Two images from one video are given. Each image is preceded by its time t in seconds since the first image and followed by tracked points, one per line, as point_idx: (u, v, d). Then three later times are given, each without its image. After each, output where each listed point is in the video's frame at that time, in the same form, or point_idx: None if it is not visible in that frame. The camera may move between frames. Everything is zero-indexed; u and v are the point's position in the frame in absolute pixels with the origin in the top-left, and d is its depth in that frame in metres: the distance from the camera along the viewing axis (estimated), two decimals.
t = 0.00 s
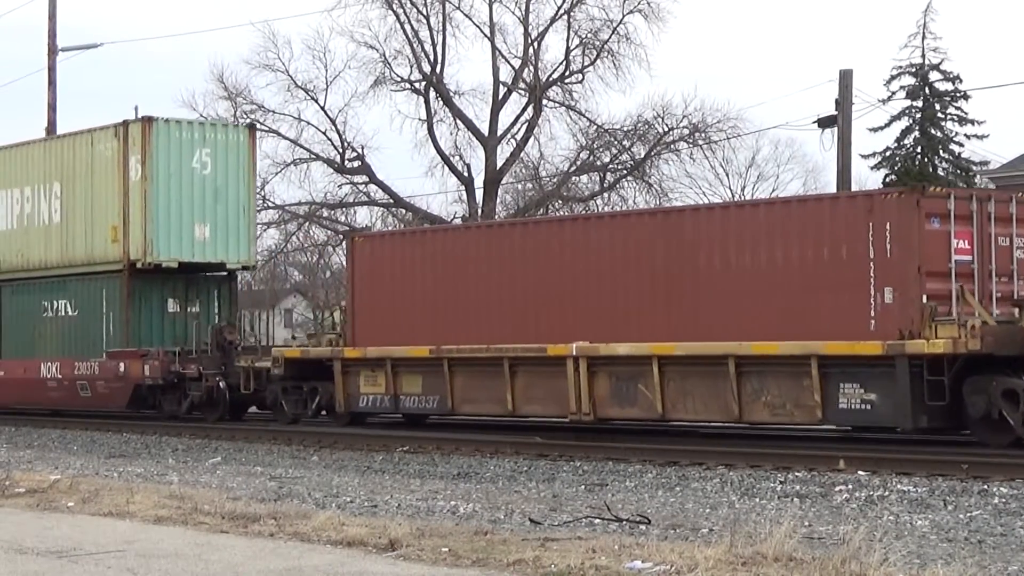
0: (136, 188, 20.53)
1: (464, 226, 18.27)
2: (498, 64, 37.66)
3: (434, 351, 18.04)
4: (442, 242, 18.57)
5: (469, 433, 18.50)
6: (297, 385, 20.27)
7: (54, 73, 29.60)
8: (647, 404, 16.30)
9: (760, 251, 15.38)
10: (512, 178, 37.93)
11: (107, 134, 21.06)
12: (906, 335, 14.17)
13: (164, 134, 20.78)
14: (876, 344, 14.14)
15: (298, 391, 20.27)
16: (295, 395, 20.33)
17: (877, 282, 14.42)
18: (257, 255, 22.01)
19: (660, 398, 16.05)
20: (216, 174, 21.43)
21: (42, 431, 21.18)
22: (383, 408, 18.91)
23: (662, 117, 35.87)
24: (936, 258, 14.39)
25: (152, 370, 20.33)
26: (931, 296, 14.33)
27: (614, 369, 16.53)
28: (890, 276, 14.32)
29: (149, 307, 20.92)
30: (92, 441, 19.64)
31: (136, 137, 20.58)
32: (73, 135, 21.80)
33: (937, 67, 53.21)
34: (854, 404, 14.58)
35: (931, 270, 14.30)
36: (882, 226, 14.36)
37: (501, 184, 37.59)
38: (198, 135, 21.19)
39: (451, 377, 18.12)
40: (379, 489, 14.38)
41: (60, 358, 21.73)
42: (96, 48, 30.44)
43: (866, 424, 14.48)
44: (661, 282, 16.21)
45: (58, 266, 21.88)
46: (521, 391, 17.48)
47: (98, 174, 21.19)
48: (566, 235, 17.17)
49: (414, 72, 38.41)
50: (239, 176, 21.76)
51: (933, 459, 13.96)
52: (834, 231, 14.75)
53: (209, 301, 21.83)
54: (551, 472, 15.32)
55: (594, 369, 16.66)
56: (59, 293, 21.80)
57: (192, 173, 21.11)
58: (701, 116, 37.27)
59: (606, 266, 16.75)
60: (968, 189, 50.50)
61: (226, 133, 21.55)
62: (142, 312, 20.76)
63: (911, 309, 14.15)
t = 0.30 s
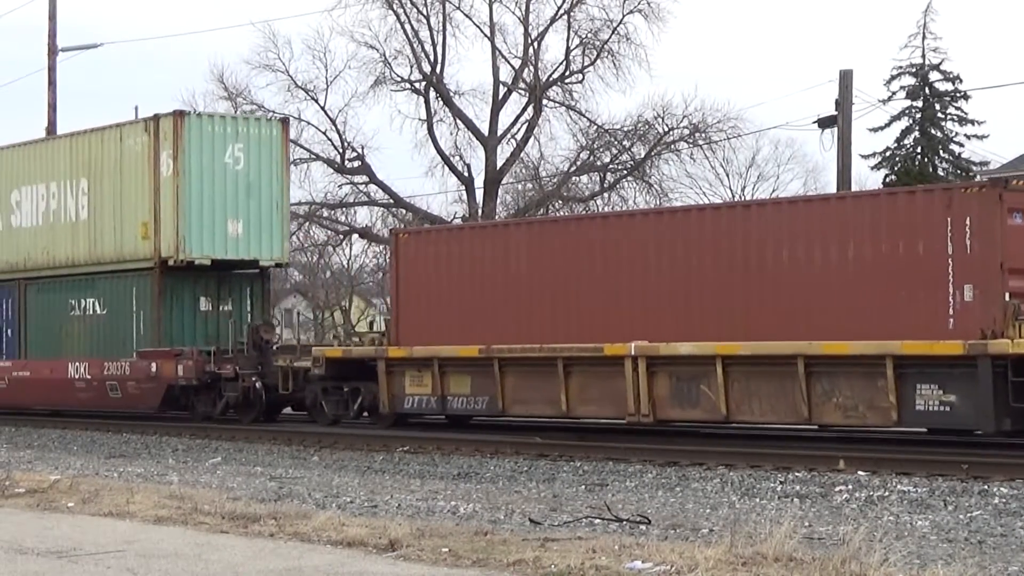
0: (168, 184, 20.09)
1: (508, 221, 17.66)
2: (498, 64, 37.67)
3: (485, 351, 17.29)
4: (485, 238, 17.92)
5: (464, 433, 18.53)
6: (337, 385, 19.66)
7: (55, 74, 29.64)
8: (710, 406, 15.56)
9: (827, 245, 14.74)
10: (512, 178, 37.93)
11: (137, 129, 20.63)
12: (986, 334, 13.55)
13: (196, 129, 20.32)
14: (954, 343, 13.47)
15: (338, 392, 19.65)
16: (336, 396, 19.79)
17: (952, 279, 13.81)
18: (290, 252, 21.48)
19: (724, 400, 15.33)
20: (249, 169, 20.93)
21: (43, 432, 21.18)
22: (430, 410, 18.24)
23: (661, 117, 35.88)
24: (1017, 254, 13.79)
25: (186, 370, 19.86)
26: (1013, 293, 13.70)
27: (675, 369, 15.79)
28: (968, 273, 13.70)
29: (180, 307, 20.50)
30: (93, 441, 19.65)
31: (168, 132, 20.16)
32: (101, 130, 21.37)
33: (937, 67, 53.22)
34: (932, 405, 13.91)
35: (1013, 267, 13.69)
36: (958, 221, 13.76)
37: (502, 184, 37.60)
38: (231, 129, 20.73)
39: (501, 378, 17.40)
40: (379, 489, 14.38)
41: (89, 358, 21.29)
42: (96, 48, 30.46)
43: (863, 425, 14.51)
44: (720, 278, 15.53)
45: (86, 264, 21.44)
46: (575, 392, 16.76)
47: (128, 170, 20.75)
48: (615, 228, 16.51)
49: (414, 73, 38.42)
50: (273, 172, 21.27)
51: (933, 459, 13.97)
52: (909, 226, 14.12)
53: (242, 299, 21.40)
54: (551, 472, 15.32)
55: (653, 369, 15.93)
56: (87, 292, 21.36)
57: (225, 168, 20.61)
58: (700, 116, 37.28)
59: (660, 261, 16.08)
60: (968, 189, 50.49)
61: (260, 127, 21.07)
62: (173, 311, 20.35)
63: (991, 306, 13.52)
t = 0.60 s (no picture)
0: (201, 179, 19.37)
1: (549, 218, 17.29)
2: (498, 64, 37.66)
3: (537, 351, 16.68)
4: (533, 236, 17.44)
5: (457, 433, 18.54)
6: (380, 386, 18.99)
7: (54, 73, 29.65)
8: (778, 407, 15.10)
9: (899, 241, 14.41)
10: (512, 178, 37.93)
11: (168, 123, 19.90)
12: None
13: (230, 123, 19.62)
14: None
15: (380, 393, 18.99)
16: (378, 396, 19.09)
17: None
18: (326, 249, 20.89)
19: (793, 400, 14.84)
20: (284, 164, 20.27)
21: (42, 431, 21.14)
22: (478, 411, 17.54)
23: (661, 117, 35.89)
24: None
25: (220, 370, 19.13)
26: None
27: (740, 368, 15.28)
28: None
29: (213, 305, 19.81)
30: (93, 441, 19.65)
31: (201, 125, 19.44)
32: (131, 124, 20.63)
33: (937, 67, 53.21)
34: (1017, 406, 13.60)
35: None
36: None
37: (502, 184, 37.61)
38: (266, 123, 20.06)
39: (555, 378, 16.81)
40: (379, 489, 14.37)
41: (118, 359, 20.51)
42: (96, 48, 30.43)
43: (868, 424, 14.52)
44: (760, 275, 15.36)
45: (115, 262, 20.64)
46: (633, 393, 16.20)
47: (159, 165, 20.03)
48: (661, 225, 16.17)
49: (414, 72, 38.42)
50: (308, 167, 20.60)
51: (933, 459, 13.97)
52: (991, 224, 13.83)
53: (275, 296, 20.79)
54: (551, 472, 15.33)
55: (716, 370, 15.40)
56: (116, 289, 20.59)
57: (260, 163, 19.96)
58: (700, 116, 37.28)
59: (697, 259, 15.85)
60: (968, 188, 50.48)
61: (294, 120, 20.41)
62: (207, 309, 19.67)
63: None
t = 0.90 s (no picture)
0: (237, 173, 19.17)
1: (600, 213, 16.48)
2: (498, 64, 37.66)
3: (593, 351, 15.93)
4: (582, 231, 16.65)
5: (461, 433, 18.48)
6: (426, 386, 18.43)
7: (54, 73, 29.67)
8: (850, 410, 14.48)
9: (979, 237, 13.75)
10: (512, 178, 37.92)
11: (203, 117, 19.73)
12: None
13: (267, 117, 19.44)
14: None
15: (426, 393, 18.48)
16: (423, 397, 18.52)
17: None
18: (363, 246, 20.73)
19: (867, 403, 14.22)
20: (321, 158, 20.12)
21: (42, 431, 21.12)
22: (530, 412, 16.88)
23: (661, 117, 35.91)
24: None
25: (258, 370, 18.95)
26: None
27: (809, 369, 14.66)
28: None
29: (247, 301, 19.65)
30: (93, 441, 19.65)
31: (236, 119, 19.24)
32: (163, 119, 20.48)
33: (937, 66, 53.22)
34: None
35: None
36: None
37: (502, 183, 37.61)
38: (302, 117, 19.90)
39: (612, 379, 16.08)
40: (379, 489, 14.37)
41: (149, 357, 20.32)
42: (96, 48, 30.45)
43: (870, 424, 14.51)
44: (830, 272, 14.63)
45: (148, 258, 20.44)
46: (695, 395, 15.52)
47: (192, 160, 19.87)
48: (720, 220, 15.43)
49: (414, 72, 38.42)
50: (345, 162, 20.44)
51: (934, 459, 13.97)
52: None
53: (311, 293, 20.65)
54: (551, 472, 15.33)
55: (784, 370, 14.77)
56: (148, 287, 20.40)
57: (297, 157, 19.81)
58: (701, 116, 37.30)
59: (708, 258, 15.53)
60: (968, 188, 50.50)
61: (331, 114, 20.27)
62: (240, 305, 19.50)
63: None
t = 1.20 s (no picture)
0: (274, 167, 19.11)
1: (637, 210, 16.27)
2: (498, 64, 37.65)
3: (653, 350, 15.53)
4: (618, 228, 16.43)
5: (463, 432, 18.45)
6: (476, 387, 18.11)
7: (54, 73, 29.73)
8: (927, 411, 13.98)
9: None
10: (512, 178, 37.89)
11: (238, 110, 19.71)
12: None
13: (305, 110, 19.39)
14: None
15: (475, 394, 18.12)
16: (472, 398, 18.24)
17: None
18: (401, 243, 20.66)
19: (947, 403, 13.73)
20: (360, 152, 20.07)
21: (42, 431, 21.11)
22: (586, 413, 16.52)
23: (661, 117, 35.92)
24: None
25: (297, 369, 18.84)
26: None
27: (883, 369, 14.18)
28: None
29: (285, 297, 19.60)
30: (93, 440, 19.64)
31: (275, 112, 19.20)
32: (196, 112, 20.47)
33: (937, 66, 53.23)
34: None
35: None
36: None
37: (502, 183, 37.60)
38: (340, 110, 19.85)
39: (672, 379, 15.69)
40: (380, 489, 14.35)
41: (182, 356, 20.26)
42: (95, 48, 30.49)
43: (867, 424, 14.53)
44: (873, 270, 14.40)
45: (180, 253, 20.43)
46: (761, 395, 15.10)
47: (226, 153, 19.83)
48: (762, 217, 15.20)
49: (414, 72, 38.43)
50: (384, 156, 20.41)
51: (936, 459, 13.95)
52: None
53: (349, 291, 20.62)
54: (551, 472, 15.32)
55: (855, 370, 14.31)
56: (181, 285, 20.37)
57: (336, 151, 19.76)
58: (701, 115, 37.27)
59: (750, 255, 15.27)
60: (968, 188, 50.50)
61: (370, 107, 20.24)
62: (278, 302, 19.46)
63: None
